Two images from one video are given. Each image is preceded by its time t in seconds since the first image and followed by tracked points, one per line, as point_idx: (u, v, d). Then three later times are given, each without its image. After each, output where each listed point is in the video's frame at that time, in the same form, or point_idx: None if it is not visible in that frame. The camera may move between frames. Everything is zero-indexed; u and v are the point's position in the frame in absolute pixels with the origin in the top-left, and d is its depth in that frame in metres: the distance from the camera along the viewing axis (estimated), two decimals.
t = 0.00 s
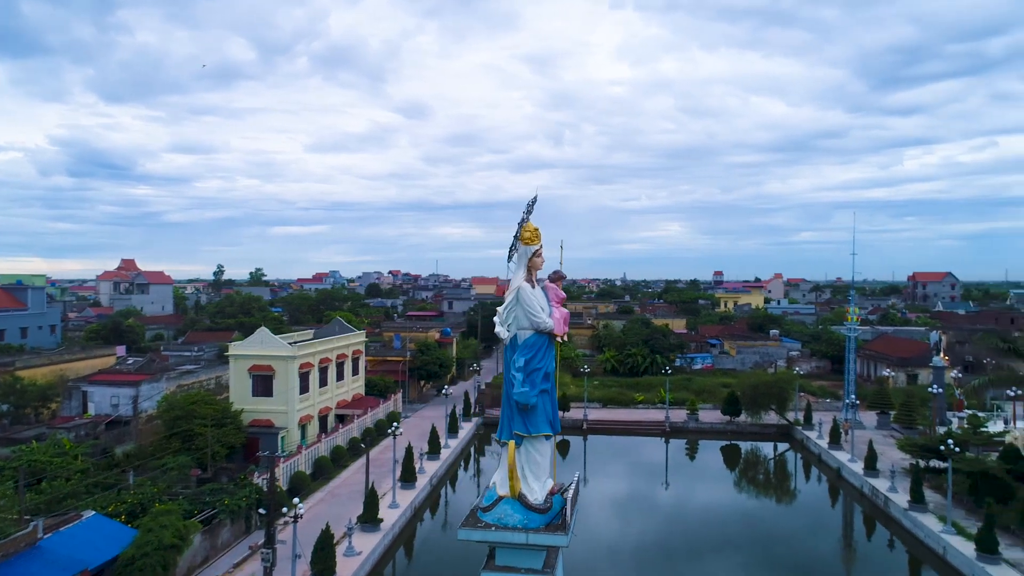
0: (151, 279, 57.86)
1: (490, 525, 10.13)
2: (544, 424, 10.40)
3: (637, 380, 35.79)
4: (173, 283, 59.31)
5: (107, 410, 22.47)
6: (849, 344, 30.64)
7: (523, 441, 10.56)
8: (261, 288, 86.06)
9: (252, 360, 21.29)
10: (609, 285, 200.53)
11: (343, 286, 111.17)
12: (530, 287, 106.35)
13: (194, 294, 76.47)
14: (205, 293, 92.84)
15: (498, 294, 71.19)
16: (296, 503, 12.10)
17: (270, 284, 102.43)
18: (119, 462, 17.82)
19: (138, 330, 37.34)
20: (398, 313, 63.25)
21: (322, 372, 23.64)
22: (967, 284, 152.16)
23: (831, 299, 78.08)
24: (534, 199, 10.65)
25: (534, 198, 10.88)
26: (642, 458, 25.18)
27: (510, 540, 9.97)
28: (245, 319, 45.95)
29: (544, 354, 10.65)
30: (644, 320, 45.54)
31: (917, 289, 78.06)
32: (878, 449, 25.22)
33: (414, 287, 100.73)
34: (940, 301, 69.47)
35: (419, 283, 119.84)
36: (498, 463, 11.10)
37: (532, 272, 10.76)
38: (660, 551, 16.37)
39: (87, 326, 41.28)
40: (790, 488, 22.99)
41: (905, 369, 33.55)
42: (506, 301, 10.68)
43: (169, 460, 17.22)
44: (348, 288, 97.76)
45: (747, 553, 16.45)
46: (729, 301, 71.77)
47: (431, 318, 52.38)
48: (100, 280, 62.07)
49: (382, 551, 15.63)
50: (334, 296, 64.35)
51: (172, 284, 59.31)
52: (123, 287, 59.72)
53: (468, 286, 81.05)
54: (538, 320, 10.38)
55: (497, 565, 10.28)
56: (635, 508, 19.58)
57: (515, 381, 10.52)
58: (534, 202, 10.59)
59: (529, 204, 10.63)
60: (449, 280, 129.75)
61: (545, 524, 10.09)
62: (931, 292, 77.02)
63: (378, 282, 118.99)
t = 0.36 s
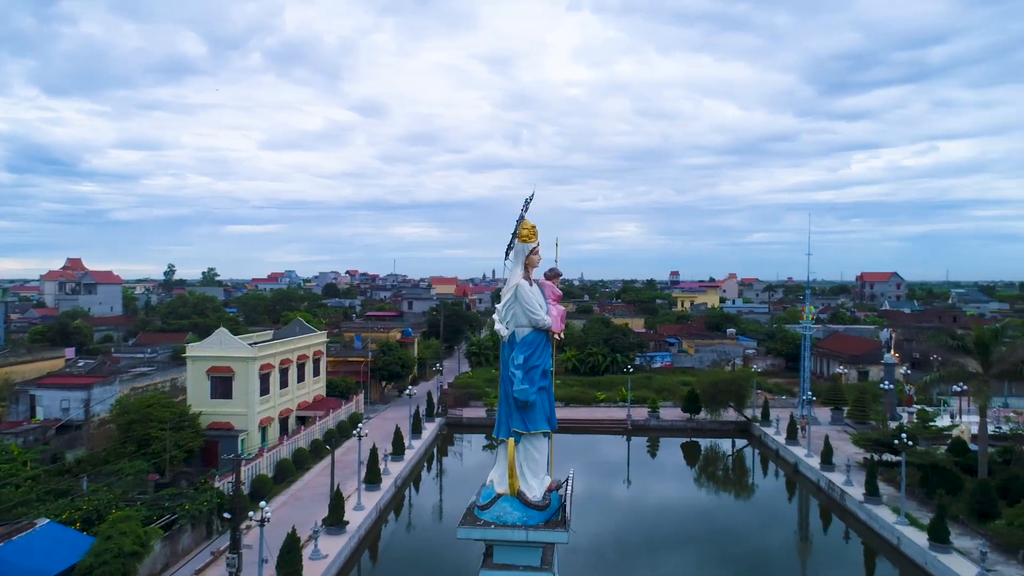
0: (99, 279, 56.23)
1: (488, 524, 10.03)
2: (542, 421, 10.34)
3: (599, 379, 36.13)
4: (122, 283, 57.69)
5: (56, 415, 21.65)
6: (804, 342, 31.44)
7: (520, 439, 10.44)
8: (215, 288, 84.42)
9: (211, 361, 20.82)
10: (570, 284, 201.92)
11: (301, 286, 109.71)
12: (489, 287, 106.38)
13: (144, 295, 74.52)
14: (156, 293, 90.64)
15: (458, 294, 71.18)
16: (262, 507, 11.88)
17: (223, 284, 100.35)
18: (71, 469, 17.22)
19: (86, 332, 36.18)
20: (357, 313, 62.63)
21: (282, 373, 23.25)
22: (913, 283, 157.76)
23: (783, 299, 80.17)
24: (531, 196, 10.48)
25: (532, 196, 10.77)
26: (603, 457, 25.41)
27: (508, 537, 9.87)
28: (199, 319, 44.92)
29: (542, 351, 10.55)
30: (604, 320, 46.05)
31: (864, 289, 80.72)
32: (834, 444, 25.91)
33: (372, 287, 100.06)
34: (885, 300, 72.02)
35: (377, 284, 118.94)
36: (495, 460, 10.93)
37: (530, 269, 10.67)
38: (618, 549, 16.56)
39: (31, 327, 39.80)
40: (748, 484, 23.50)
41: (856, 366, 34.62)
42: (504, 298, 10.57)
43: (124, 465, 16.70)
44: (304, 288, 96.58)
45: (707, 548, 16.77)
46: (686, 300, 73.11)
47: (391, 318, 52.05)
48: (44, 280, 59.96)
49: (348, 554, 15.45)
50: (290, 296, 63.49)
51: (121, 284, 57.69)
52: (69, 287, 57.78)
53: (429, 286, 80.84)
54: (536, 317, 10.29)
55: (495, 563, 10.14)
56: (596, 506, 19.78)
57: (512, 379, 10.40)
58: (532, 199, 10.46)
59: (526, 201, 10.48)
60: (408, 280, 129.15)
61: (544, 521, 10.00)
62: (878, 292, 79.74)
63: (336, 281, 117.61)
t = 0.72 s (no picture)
0: (48, 279, 54.46)
1: (486, 521, 9.96)
2: (540, 419, 10.42)
3: (564, 378, 36.33)
4: (74, 283, 56.02)
5: (7, 419, 20.84)
6: (765, 340, 32.08)
7: (518, 437, 10.53)
8: (171, 288, 82.67)
9: (171, 363, 20.33)
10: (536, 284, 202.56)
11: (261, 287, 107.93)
12: (453, 287, 106.03)
13: (96, 295, 72.52)
14: (109, 293, 88.24)
15: (421, 295, 70.97)
16: (230, 511, 11.65)
17: (176, 284, 98.42)
18: (24, 475, 16.63)
19: (36, 334, 35.00)
20: (318, 313, 61.82)
21: (246, 375, 22.85)
22: (868, 283, 162.35)
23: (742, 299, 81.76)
24: (527, 194, 10.65)
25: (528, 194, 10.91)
26: (569, 455, 25.56)
27: (508, 535, 9.81)
28: (156, 320, 43.89)
29: (539, 349, 10.67)
30: (568, 320, 46.53)
31: (820, 289, 82.78)
32: (795, 440, 26.51)
33: (334, 287, 99.20)
34: (839, 301, 74.14)
35: (338, 283, 117.78)
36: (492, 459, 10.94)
37: (526, 268, 10.81)
38: (580, 548, 16.68)
39: None
40: (711, 480, 23.89)
41: (815, 364, 35.47)
42: (501, 296, 10.70)
43: (81, 471, 16.22)
44: (264, 288, 95.17)
45: (672, 545, 17.03)
46: (648, 300, 73.68)
47: (354, 318, 51.62)
48: None
49: (316, 557, 15.24)
50: (250, 296, 62.51)
51: (73, 284, 56.00)
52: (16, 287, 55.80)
53: (392, 286, 80.46)
54: (533, 315, 10.41)
55: (493, 561, 10.06)
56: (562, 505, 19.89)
57: (510, 377, 10.51)
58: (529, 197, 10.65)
59: (522, 199, 10.66)
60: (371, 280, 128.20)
61: (543, 518, 10.00)
62: (833, 291, 81.88)
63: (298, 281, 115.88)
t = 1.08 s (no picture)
0: None
1: (487, 521, 10.53)
2: (537, 417, 10.97)
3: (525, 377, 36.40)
4: (13, 283, 53.71)
5: None
6: (721, 339, 32.73)
7: (516, 435, 11.04)
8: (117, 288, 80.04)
9: (124, 365, 19.73)
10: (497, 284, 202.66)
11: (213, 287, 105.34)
12: (411, 288, 105.18)
13: (36, 295, 69.67)
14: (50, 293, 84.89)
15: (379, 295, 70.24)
16: (194, 516, 11.41)
17: (123, 284, 95.34)
18: None
19: None
20: (272, 314, 60.55)
21: (202, 377, 22.33)
22: (810, 283, 167.47)
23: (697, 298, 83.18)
24: (523, 196, 11.31)
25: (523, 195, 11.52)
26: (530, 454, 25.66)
27: (509, 533, 10.41)
28: (103, 321, 42.43)
29: (535, 348, 11.19)
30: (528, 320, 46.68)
31: (771, 288, 84.80)
32: (752, 435, 27.15)
33: (288, 287, 97.47)
34: (790, 300, 76.09)
35: (294, 283, 115.74)
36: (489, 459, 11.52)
37: (523, 266, 11.38)
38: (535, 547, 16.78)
39: None
40: (671, 476, 24.30)
41: (769, 362, 36.32)
42: (500, 295, 11.21)
43: (29, 478, 15.60)
44: (215, 289, 92.86)
45: (633, 543, 17.25)
46: (604, 301, 75.16)
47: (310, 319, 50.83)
48: None
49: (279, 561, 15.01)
50: (201, 297, 60.95)
51: (12, 284, 53.69)
52: None
53: (349, 286, 79.47)
54: (531, 313, 10.92)
55: (491, 561, 10.64)
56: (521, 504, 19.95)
57: (508, 376, 10.98)
58: (524, 199, 11.29)
59: (518, 201, 11.30)
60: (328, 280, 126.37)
61: (541, 516, 10.61)
62: (784, 291, 83.98)
63: (252, 281, 113.46)
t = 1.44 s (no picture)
0: None
1: (484, 520, 10.52)
2: (533, 416, 11.04)
3: (483, 377, 36.38)
4: None
5: None
6: (677, 338, 33.27)
7: (511, 434, 11.09)
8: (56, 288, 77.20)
9: (70, 368, 19.03)
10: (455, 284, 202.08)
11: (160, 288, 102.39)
12: (365, 288, 104.06)
13: None
14: None
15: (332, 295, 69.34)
16: (151, 523, 11.09)
17: (64, 284, 91.99)
18: None
19: None
20: (222, 314, 59.12)
21: (152, 379, 21.68)
22: (761, 284, 171.76)
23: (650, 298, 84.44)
24: (518, 195, 11.24)
25: (518, 194, 11.41)
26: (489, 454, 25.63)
27: (506, 531, 10.42)
28: (42, 322, 40.78)
29: (529, 347, 11.27)
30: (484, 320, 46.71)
31: (721, 288, 86.71)
32: (708, 432, 27.68)
33: (237, 287, 95.48)
34: (739, 300, 78.06)
35: (244, 284, 113.31)
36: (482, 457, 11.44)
37: (517, 265, 11.38)
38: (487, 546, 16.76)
39: None
40: (629, 474, 24.59)
41: (722, 360, 37.08)
42: (494, 293, 11.21)
43: None
44: (161, 289, 90.28)
45: (593, 541, 17.38)
46: (560, 300, 75.17)
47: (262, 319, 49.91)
48: None
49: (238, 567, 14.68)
50: (147, 298, 59.21)
51: None
52: None
53: (302, 286, 78.31)
54: (526, 313, 10.99)
55: (487, 559, 10.66)
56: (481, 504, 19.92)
57: (504, 375, 11.00)
58: (519, 199, 11.23)
59: (513, 200, 11.20)
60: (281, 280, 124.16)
61: (538, 514, 10.67)
62: (734, 291, 85.95)
63: (174, 282, 111.64)
